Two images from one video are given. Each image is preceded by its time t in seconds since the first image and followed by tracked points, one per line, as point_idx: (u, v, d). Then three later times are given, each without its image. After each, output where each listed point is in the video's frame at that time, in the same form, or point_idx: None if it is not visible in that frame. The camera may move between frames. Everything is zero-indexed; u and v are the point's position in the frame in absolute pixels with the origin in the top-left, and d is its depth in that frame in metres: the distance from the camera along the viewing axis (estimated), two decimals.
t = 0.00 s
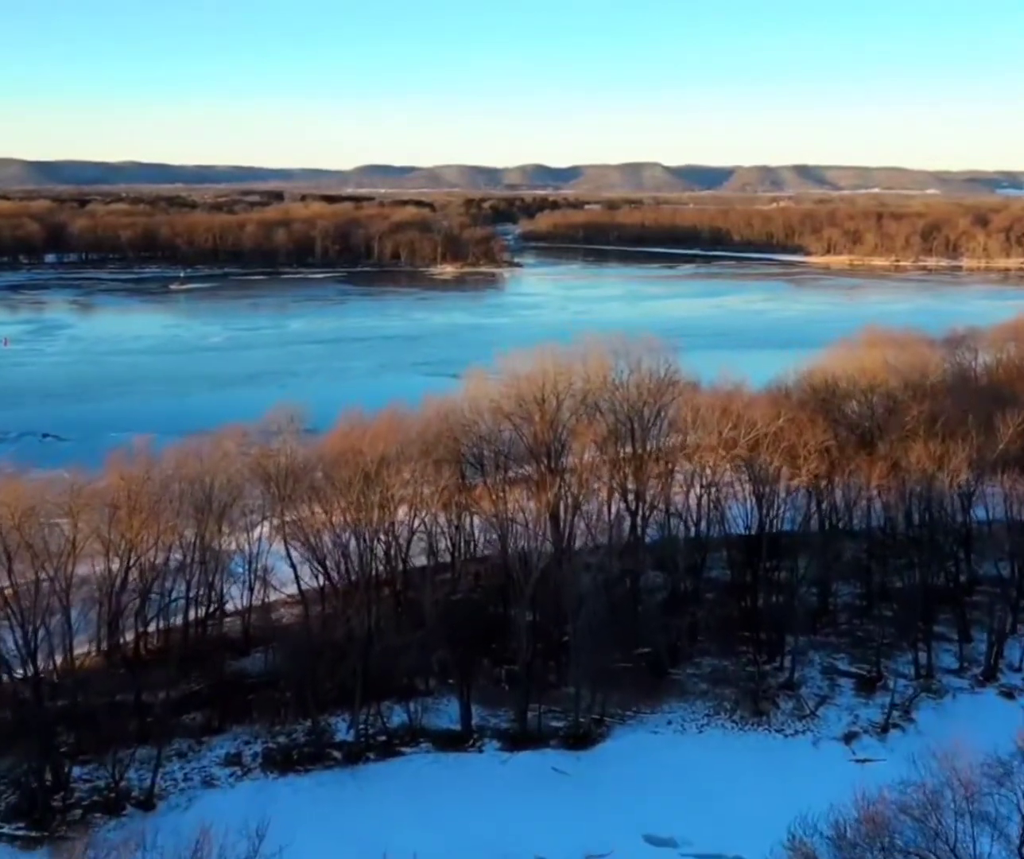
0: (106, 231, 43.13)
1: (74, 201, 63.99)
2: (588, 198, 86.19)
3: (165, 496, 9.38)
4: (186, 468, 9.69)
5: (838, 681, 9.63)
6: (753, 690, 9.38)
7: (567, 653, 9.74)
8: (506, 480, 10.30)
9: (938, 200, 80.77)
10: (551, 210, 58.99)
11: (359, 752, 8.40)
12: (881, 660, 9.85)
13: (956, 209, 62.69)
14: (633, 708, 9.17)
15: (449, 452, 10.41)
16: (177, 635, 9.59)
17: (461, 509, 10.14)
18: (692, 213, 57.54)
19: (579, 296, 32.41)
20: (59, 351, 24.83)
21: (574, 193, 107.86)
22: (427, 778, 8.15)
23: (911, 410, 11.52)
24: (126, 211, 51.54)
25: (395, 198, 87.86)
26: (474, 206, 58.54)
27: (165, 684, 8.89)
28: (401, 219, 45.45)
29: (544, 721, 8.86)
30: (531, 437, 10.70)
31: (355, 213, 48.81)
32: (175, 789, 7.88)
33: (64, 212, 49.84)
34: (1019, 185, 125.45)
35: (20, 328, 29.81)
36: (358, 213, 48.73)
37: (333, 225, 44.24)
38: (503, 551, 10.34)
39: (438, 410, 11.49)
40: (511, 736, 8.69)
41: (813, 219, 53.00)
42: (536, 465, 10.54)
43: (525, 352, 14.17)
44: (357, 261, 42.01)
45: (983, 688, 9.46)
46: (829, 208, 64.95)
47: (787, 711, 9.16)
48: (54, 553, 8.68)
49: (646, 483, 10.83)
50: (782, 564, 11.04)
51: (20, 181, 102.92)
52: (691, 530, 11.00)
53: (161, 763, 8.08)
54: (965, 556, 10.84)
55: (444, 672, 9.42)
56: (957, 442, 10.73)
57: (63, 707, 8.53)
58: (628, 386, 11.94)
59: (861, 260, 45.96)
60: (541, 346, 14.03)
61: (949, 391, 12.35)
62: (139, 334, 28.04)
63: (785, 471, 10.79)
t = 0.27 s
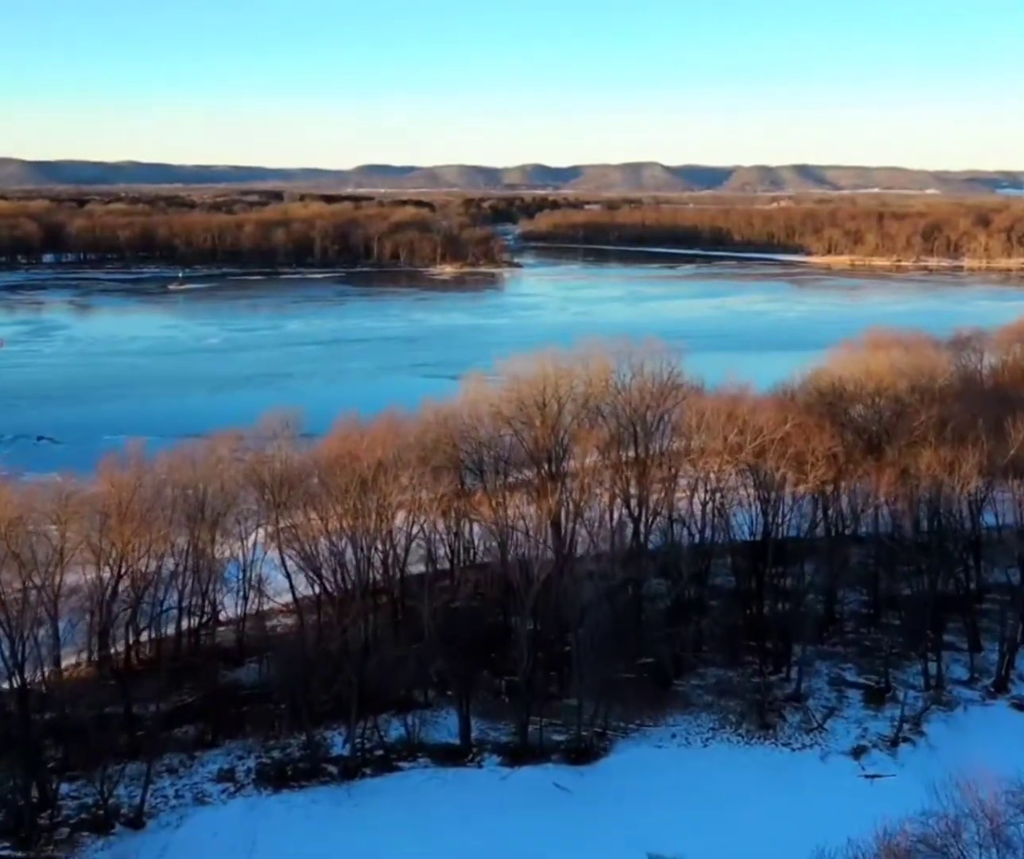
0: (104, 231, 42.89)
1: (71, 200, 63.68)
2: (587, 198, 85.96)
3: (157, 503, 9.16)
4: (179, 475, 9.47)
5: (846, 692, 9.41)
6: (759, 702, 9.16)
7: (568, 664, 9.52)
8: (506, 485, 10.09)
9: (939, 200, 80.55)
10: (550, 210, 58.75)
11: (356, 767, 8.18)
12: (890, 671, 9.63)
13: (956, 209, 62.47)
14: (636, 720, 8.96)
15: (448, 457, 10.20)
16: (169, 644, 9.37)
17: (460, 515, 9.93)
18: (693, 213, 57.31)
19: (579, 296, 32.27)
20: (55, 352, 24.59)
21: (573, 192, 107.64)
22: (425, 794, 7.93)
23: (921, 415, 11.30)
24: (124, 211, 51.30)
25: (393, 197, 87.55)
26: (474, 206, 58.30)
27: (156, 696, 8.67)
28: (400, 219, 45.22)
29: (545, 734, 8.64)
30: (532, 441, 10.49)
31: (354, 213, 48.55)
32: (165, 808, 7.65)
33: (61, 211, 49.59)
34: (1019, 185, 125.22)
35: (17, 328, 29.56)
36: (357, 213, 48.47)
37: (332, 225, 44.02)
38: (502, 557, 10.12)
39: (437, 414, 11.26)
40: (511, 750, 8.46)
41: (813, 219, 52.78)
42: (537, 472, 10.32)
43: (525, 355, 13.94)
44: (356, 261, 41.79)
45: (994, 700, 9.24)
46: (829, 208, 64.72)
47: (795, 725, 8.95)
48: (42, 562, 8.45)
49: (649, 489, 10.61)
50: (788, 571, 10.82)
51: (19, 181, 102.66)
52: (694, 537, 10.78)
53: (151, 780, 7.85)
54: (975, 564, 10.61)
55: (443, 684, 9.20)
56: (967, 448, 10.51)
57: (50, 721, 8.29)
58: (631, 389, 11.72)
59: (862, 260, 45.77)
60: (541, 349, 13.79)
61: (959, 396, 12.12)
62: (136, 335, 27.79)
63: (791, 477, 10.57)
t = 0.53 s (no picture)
0: (103, 231, 42.67)
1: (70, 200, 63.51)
2: (586, 198, 85.70)
3: (147, 510, 8.93)
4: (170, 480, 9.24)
5: (854, 704, 9.19)
6: (765, 715, 8.94)
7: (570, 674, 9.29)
8: (505, 492, 9.87)
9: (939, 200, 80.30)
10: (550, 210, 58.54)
11: (352, 784, 7.95)
12: (899, 682, 9.40)
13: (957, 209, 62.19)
14: (639, 734, 8.74)
15: (446, 463, 9.97)
16: (160, 655, 9.14)
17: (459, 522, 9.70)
18: (693, 213, 57.07)
19: (579, 296, 32.11)
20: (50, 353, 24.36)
21: (573, 192, 107.37)
22: (422, 812, 7.70)
23: (930, 420, 11.08)
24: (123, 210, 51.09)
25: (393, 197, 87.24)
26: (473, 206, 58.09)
27: (146, 710, 8.44)
28: (400, 219, 45.00)
29: (546, 749, 8.41)
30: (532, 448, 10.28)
31: (353, 213, 48.25)
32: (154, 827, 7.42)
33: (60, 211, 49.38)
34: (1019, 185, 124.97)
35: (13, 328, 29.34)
36: (356, 213, 48.13)
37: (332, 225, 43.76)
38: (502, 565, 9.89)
39: (435, 418, 11.04)
40: (511, 766, 8.23)
41: (814, 219, 52.55)
42: (538, 479, 10.10)
43: (525, 358, 13.72)
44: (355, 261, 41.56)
45: (1006, 712, 9.00)
46: (830, 208, 64.47)
47: (802, 738, 8.73)
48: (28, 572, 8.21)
49: (652, 495, 10.39)
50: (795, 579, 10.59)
51: (18, 181, 102.45)
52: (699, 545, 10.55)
53: (141, 798, 7.62)
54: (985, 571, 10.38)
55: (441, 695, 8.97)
56: (977, 454, 10.29)
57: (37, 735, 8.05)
58: (633, 393, 11.50)
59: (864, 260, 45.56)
60: (542, 352, 13.57)
61: (968, 399, 11.89)
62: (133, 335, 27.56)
63: (797, 483, 10.34)
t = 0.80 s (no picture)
0: (101, 231, 42.43)
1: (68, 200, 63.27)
2: (586, 198, 85.46)
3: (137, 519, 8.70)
4: (162, 487, 9.01)
5: (862, 717, 8.97)
6: (772, 729, 8.72)
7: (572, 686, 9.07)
8: (505, 498, 9.64)
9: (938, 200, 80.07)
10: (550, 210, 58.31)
11: (348, 802, 7.72)
12: (908, 694, 9.18)
13: (957, 209, 61.97)
14: (643, 749, 8.52)
15: (445, 470, 9.75)
16: (151, 667, 8.91)
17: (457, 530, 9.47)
18: (693, 213, 56.84)
19: (579, 296, 32.02)
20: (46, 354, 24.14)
21: (572, 192, 107.13)
22: (421, 830, 7.47)
23: (940, 424, 10.85)
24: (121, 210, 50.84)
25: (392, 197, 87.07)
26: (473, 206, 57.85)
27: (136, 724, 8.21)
28: (399, 218, 44.77)
29: (547, 764, 8.19)
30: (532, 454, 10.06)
31: (353, 212, 48.03)
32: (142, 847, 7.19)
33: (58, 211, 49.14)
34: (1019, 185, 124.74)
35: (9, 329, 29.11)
36: (355, 212, 47.99)
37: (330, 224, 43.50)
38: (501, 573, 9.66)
39: (435, 423, 10.81)
40: (511, 782, 8.00)
41: (815, 219, 52.33)
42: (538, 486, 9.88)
43: (526, 360, 13.50)
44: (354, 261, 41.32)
45: (1019, 726, 8.77)
46: (830, 208, 64.24)
47: (810, 753, 8.51)
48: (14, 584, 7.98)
49: (656, 502, 10.16)
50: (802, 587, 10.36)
51: (16, 180, 102.20)
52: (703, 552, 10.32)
53: (129, 817, 7.39)
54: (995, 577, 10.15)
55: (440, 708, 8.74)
56: (989, 458, 10.06)
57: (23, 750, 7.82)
58: (636, 397, 11.27)
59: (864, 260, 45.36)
60: (543, 354, 13.35)
61: (977, 403, 11.67)
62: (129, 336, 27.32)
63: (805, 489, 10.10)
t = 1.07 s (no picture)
0: (98, 231, 42.17)
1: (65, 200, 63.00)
2: (584, 198, 85.17)
3: (127, 529, 8.48)
4: (153, 496, 8.79)
5: (871, 730, 8.76)
6: (778, 742, 8.52)
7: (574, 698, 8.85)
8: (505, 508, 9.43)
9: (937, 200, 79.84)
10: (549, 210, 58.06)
11: (343, 820, 7.50)
12: (918, 706, 8.98)
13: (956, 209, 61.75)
14: (646, 764, 8.31)
15: (444, 478, 9.53)
16: (142, 680, 8.70)
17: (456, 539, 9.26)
18: (693, 213, 56.60)
19: (580, 296, 31.97)
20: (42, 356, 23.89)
21: (572, 192, 106.85)
22: (419, 849, 7.25)
23: (948, 429, 10.64)
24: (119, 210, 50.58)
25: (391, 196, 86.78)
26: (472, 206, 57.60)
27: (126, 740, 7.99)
28: (398, 218, 44.53)
29: (549, 781, 7.97)
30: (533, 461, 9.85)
31: (351, 212, 47.83)
32: None
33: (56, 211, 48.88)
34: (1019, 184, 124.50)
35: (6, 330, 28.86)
36: (354, 212, 47.79)
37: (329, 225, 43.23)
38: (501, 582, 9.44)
39: (433, 429, 10.60)
40: (512, 799, 7.78)
41: (815, 219, 52.10)
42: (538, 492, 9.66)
43: (525, 364, 13.29)
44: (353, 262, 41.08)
45: None
46: (829, 208, 64.02)
47: (818, 768, 8.30)
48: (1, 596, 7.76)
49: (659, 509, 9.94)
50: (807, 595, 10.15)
51: (15, 180, 101.89)
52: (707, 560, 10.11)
53: (118, 837, 7.17)
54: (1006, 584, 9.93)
55: (438, 721, 8.53)
56: (999, 465, 9.85)
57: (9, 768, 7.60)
58: (638, 402, 11.06)
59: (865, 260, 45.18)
60: (544, 358, 13.14)
61: (985, 407, 11.47)
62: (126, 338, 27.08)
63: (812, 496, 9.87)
